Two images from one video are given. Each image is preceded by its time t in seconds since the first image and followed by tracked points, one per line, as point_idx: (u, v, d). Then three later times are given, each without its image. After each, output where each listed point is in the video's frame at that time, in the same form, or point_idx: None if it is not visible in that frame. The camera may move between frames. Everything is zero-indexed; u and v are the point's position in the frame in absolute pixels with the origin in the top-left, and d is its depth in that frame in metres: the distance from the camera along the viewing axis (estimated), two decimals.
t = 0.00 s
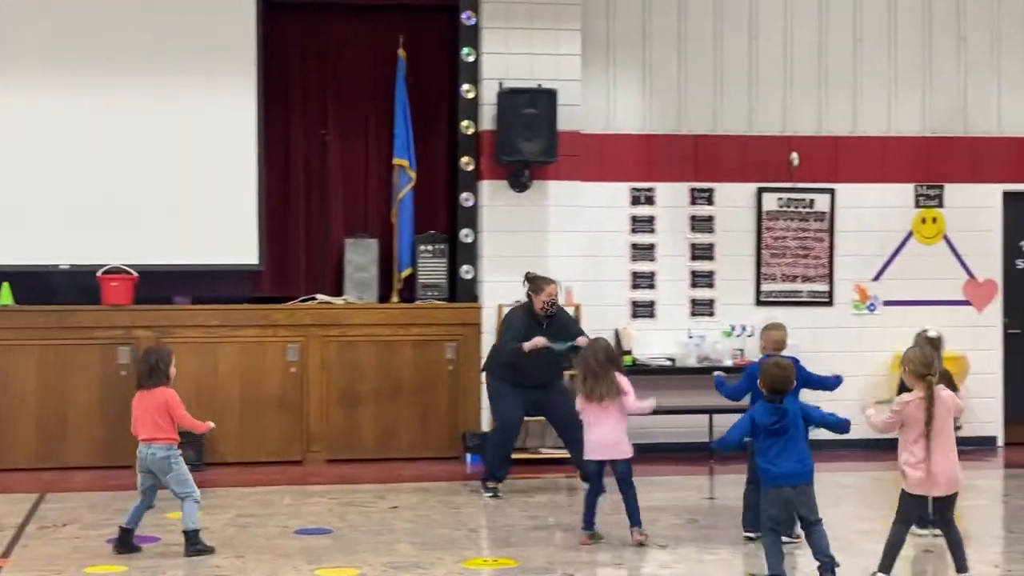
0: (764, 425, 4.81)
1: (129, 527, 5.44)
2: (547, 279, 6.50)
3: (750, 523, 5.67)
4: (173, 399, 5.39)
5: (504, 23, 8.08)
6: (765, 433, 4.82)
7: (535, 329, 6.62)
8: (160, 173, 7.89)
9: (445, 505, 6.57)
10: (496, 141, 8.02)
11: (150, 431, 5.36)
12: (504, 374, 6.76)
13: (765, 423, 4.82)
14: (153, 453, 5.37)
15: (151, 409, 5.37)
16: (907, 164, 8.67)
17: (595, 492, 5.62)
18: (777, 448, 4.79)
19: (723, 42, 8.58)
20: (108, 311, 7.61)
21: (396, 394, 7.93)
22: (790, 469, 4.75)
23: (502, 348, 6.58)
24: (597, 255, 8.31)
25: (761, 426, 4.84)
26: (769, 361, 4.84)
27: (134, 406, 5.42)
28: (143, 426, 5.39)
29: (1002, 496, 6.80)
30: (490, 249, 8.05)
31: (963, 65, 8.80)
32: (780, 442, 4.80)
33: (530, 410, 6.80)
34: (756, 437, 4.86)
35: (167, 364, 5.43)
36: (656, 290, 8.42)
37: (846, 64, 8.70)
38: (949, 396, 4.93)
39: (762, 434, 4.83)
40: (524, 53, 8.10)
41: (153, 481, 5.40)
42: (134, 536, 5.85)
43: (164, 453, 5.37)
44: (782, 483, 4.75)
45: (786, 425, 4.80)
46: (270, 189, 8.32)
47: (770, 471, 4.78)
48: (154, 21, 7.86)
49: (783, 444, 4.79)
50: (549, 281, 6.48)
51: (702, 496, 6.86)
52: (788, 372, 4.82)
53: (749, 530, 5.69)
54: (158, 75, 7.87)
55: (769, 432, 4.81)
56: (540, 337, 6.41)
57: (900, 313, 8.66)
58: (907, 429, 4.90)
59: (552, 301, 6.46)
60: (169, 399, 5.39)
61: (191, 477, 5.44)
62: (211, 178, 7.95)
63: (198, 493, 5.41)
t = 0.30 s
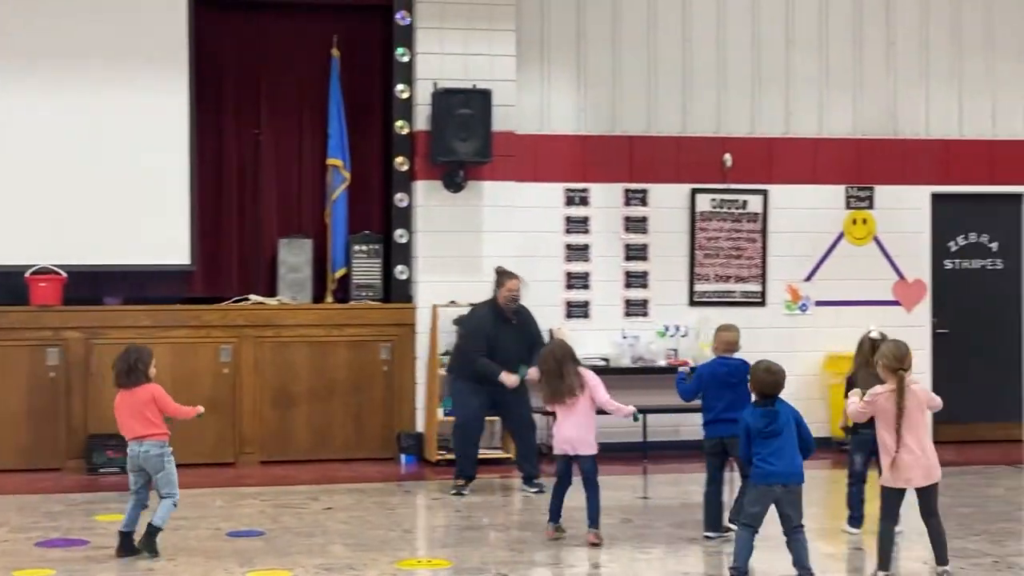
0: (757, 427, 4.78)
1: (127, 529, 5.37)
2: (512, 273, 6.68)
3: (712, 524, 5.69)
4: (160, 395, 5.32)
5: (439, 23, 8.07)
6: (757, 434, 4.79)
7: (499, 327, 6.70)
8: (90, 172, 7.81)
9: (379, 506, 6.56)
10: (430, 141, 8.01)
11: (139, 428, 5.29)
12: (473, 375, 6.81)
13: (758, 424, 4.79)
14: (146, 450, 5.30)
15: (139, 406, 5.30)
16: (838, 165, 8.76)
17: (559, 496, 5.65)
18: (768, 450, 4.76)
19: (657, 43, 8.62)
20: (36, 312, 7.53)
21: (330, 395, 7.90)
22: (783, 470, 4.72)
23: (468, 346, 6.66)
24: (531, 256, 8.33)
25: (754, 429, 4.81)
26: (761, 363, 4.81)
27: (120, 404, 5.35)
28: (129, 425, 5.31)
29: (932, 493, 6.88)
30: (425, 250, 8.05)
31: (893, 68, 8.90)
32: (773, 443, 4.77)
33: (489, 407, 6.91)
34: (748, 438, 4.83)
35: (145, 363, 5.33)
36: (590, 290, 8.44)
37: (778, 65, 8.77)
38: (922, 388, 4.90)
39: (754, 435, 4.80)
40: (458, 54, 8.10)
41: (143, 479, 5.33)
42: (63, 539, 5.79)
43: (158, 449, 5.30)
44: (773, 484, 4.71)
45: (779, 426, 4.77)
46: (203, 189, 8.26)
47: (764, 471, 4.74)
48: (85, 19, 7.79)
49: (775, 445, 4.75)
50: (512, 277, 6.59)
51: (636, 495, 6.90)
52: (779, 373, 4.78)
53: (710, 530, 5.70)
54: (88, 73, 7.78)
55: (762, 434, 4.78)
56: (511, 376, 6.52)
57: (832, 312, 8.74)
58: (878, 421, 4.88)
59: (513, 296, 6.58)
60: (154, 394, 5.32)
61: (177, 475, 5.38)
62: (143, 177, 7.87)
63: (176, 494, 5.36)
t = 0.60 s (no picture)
0: (750, 435, 4.69)
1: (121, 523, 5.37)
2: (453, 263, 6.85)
3: (672, 520, 5.72)
4: (167, 396, 5.24)
5: (387, 22, 8.05)
6: (750, 442, 4.69)
7: (442, 316, 6.81)
8: (35, 171, 7.73)
9: (327, 506, 6.53)
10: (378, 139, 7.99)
11: (142, 428, 5.20)
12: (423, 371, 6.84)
13: (750, 432, 4.70)
14: (148, 450, 5.21)
15: (146, 406, 5.23)
16: (785, 165, 8.82)
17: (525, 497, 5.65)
18: (762, 456, 4.66)
19: (604, 43, 8.64)
20: None
21: (278, 395, 7.87)
22: (778, 477, 4.62)
23: (411, 337, 6.74)
24: (479, 255, 8.34)
25: (747, 437, 4.71)
26: (756, 372, 4.75)
27: (126, 403, 5.27)
28: (131, 424, 5.23)
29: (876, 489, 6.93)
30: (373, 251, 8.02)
31: (839, 68, 8.96)
32: (767, 450, 4.67)
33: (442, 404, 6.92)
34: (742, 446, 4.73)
35: (156, 364, 5.26)
36: (539, 289, 8.46)
37: (726, 65, 8.81)
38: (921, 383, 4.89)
39: (748, 443, 4.70)
40: (406, 52, 8.08)
41: (144, 480, 5.24)
42: (7, 541, 5.72)
43: (160, 449, 5.21)
44: (769, 490, 4.61)
45: (772, 432, 4.68)
46: (148, 187, 8.20)
47: (759, 478, 4.63)
48: (29, 16, 7.70)
49: (769, 452, 4.66)
50: (448, 264, 6.77)
51: (584, 493, 6.91)
52: (774, 380, 4.72)
53: (674, 528, 5.72)
54: (33, 70, 7.70)
55: (755, 441, 4.69)
56: (437, 389, 6.66)
57: (779, 311, 8.79)
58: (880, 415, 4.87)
59: (450, 284, 6.73)
60: (158, 395, 5.23)
61: (177, 477, 5.30)
62: (89, 176, 7.80)
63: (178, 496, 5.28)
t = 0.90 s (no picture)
0: (770, 420, 4.73)
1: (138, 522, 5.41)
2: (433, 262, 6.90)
3: (675, 518, 5.76)
4: (170, 396, 5.28)
5: (363, 19, 8.05)
6: (771, 427, 4.74)
7: (421, 312, 6.84)
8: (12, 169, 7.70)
9: (304, 504, 6.53)
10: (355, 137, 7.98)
11: (140, 420, 5.22)
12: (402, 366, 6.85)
13: (770, 417, 4.73)
14: (139, 443, 5.22)
15: (147, 398, 5.26)
16: (762, 162, 8.84)
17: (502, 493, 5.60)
18: (781, 443, 4.73)
19: (581, 40, 8.65)
20: None
21: (255, 392, 7.86)
22: (796, 464, 4.70)
23: (389, 330, 6.76)
24: (456, 253, 8.33)
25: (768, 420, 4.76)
26: (780, 355, 4.76)
27: (129, 389, 5.30)
28: (128, 416, 5.25)
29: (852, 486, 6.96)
30: (349, 247, 8.02)
31: (815, 67, 8.99)
32: (787, 437, 4.73)
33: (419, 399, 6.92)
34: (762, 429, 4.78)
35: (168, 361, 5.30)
36: (516, 287, 8.46)
37: (702, 62, 8.83)
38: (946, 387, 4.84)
39: (769, 427, 4.75)
40: (383, 49, 8.08)
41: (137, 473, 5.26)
42: None
43: (152, 443, 5.23)
44: (786, 477, 4.70)
45: (794, 419, 4.72)
46: (124, 185, 8.16)
47: (777, 464, 4.72)
48: (7, 13, 7.68)
49: (789, 439, 4.72)
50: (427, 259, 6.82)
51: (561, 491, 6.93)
52: (798, 367, 4.72)
53: (675, 525, 5.76)
54: (10, 68, 7.67)
55: (775, 427, 4.73)
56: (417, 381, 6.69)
57: (755, 308, 8.81)
58: (909, 419, 4.78)
59: (428, 278, 6.79)
60: (161, 391, 5.27)
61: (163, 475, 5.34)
62: (72, 174, 7.78)
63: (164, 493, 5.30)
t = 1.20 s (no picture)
0: (811, 423, 4.71)
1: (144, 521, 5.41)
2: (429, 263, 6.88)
3: (674, 517, 5.76)
4: (179, 394, 5.28)
5: (362, 18, 8.06)
6: (812, 430, 4.72)
7: (413, 314, 6.86)
8: (12, 169, 7.70)
9: (304, 503, 6.54)
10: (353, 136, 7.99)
11: (152, 421, 5.24)
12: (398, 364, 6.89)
13: (812, 421, 4.71)
14: (155, 443, 5.25)
15: (156, 397, 5.26)
16: (761, 160, 8.85)
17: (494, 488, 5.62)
18: (824, 445, 4.70)
19: (579, 39, 8.66)
20: None
21: (255, 391, 7.87)
22: (838, 465, 4.67)
23: (382, 330, 6.80)
24: (453, 252, 8.34)
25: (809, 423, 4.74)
26: (821, 358, 4.74)
27: (136, 388, 5.30)
28: (139, 417, 5.25)
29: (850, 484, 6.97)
30: (348, 246, 8.02)
31: (813, 66, 9.01)
32: (829, 438, 4.70)
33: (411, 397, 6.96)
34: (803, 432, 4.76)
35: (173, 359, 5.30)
36: (514, 286, 8.47)
37: (701, 62, 8.84)
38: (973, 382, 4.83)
39: (810, 430, 4.73)
40: (381, 49, 8.08)
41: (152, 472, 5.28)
42: None
43: (168, 442, 5.26)
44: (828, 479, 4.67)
45: (836, 421, 4.70)
46: (123, 185, 8.17)
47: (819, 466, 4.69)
48: (8, 13, 7.69)
49: (831, 440, 4.70)
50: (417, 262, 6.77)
51: (561, 488, 6.94)
52: (840, 368, 4.72)
53: (675, 524, 5.76)
54: (9, 68, 7.68)
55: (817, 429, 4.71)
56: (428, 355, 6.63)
57: (753, 306, 8.82)
58: (937, 412, 4.77)
59: (417, 281, 6.75)
60: (171, 390, 5.27)
61: (176, 469, 5.38)
62: (72, 174, 7.79)
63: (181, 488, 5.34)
